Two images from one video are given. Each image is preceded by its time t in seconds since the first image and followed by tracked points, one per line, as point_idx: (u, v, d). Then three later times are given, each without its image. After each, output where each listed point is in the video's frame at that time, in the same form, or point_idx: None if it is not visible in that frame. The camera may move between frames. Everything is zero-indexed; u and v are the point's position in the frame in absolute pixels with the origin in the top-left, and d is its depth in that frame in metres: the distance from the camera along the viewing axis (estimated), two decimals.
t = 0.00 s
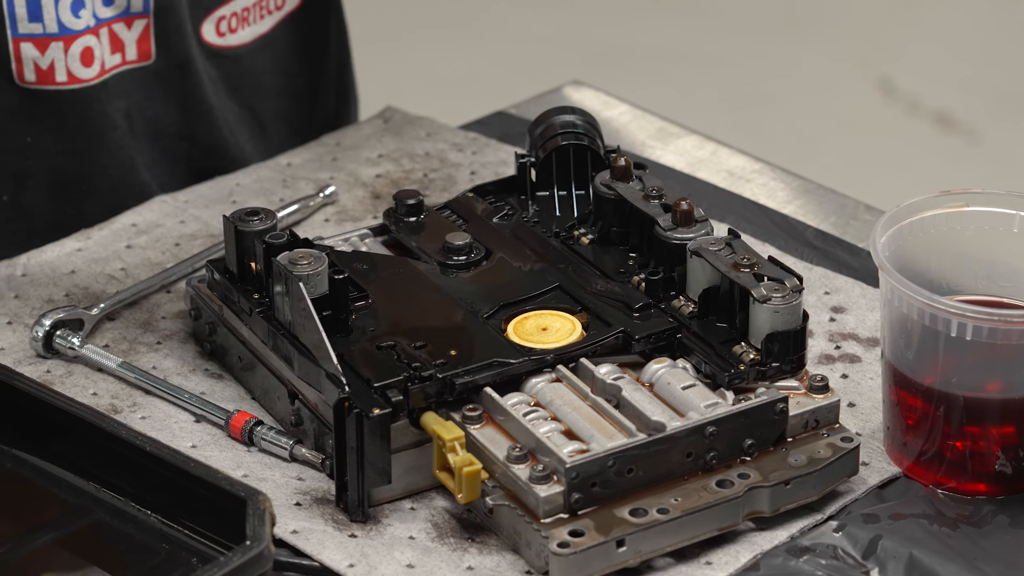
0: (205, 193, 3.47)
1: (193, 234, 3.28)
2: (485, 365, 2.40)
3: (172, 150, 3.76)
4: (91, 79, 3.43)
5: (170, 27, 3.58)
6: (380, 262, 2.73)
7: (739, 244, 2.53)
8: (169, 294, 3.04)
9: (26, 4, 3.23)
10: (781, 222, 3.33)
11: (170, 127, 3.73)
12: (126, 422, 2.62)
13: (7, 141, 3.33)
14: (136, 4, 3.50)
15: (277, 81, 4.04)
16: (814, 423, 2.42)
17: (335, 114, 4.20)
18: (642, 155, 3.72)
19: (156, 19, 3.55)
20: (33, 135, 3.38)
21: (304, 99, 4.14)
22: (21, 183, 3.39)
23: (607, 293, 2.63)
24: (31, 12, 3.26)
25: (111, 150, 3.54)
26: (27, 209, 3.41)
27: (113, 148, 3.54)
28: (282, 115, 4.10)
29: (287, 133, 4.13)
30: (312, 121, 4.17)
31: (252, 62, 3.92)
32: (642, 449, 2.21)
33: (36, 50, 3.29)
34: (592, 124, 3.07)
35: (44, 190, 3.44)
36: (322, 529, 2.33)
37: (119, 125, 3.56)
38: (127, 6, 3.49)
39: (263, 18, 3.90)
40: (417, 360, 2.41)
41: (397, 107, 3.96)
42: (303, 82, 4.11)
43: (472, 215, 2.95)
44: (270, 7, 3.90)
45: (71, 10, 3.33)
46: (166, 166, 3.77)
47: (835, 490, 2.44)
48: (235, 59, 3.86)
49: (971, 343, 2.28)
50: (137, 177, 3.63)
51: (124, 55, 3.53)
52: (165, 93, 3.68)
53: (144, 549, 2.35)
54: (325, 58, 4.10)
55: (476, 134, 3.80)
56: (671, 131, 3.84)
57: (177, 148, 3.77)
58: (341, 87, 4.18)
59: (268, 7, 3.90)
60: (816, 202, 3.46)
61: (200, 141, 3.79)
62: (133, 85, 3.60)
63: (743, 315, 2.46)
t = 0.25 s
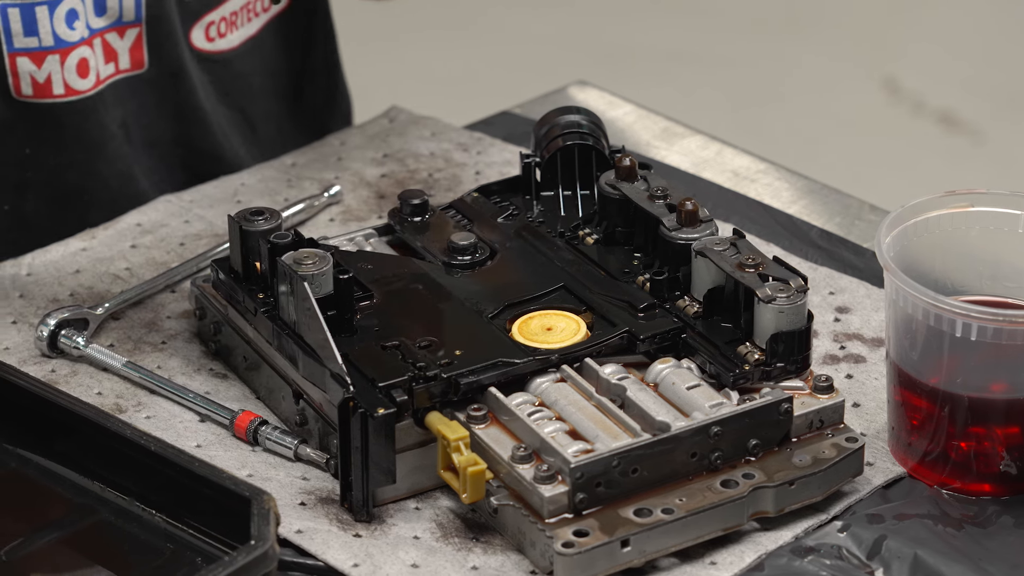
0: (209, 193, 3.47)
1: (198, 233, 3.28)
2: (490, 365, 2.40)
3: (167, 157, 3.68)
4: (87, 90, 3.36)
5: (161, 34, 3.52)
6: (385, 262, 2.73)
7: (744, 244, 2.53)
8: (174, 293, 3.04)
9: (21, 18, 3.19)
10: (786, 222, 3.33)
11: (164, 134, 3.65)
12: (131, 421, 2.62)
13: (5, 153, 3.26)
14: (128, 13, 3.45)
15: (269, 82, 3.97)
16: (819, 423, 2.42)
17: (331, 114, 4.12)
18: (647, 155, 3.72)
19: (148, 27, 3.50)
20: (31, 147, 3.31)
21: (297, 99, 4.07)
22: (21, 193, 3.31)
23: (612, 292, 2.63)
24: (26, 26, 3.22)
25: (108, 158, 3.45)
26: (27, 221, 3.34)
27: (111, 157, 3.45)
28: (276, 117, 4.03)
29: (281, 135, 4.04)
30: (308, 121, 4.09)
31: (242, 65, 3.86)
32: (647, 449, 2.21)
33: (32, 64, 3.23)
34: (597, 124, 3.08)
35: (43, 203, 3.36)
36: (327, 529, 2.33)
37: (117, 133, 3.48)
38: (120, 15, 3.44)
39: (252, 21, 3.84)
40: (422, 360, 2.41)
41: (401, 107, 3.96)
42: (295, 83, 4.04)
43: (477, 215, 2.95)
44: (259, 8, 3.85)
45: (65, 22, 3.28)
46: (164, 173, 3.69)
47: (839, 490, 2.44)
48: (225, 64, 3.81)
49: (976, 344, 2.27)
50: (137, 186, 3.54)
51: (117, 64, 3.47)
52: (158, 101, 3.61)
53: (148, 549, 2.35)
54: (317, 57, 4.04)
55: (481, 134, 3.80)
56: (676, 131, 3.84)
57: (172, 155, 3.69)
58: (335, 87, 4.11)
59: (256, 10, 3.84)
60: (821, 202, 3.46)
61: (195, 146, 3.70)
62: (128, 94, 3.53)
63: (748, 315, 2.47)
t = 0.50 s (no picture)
0: (213, 193, 3.47)
1: (201, 233, 3.28)
2: (493, 365, 2.40)
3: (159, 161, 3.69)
4: (81, 98, 3.37)
5: (153, 39, 3.52)
6: (388, 262, 2.73)
7: (747, 244, 2.53)
8: (177, 293, 3.04)
9: (15, 28, 3.20)
10: (789, 222, 3.34)
11: (157, 139, 3.66)
12: (134, 421, 2.62)
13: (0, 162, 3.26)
14: (121, 20, 3.45)
15: (262, 83, 3.98)
16: (822, 424, 2.41)
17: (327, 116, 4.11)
18: (650, 155, 3.72)
19: (141, 33, 3.50)
20: (26, 156, 3.31)
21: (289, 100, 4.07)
22: (16, 201, 3.32)
23: (615, 293, 2.63)
24: (20, 36, 3.22)
25: (102, 164, 3.46)
26: (22, 229, 3.35)
27: (106, 163, 3.46)
28: (268, 117, 4.04)
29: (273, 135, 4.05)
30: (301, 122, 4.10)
31: (236, 67, 3.86)
32: (651, 449, 2.21)
33: (27, 74, 3.23)
34: (601, 124, 3.07)
35: (39, 210, 3.37)
36: (331, 529, 2.33)
37: (111, 139, 3.49)
38: (112, 22, 3.43)
39: (244, 24, 3.85)
40: (426, 360, 2.41)
41: (404, 107, 3.96)
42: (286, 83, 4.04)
43: (480, 215, 2.95)
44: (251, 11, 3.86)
45: (59, 31, 3.28)
46: (156, 178, 3.70)
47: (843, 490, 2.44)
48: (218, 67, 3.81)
49: (979, 344, 2.27)
50: (131, 191, 3.54)
51: (110, 70, 3.47)
52: (150, 106, 3.61)
53: (151, 548, 2.35)
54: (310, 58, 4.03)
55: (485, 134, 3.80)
56: (679, 131, 3.84)
57: (165, 158, 3.70)
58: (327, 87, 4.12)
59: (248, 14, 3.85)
60: (824, 202, 3.46)
61: (189, 150, 3.71)
62: (121, 99, 3.53)
63: (751, 315, 2.47)
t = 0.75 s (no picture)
0: (216, 193, 3.47)
1: (204, 232, 3.29)
2: (496, 365, 2.40)
3: (161, 171, 3.69)
4: (82, 107, 3.37)
5: (155, 48, 3.53)
6: (391, 262, 2.73)
7: (751, 244, 2.53)
8: (181, 293, 3.04)
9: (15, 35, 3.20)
10: (793, 222, 3.34)
11: (158, 146, 3.66)
12: (137, 421, 2.62)
13: None
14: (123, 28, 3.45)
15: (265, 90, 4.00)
16: (825, 424, 2.41)
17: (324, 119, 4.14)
18: (653, 155, 3.72)
19: (143, 41, 3.50)
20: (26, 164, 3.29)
21: (289, 104, 4.09)
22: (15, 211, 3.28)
23: (618, 293, 2.63)
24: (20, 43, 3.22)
25: (102, 173, 3.46)
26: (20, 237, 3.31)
27: (106, 171, 3.46)
28: (269, 124, 4.05)
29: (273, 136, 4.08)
30: (300, 127, 4.12)
31: (238, 75, 3.87)
32: (654, 449, 2.21)
33: (26, 81, 3.24)
34: (604, 124, 3.08)
35: (36, 218, 3.34)
36: (334, 529, 2.33)
37: (110, 148, 3.50)
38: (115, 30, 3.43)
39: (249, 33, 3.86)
40: (428, 360, 2.41)
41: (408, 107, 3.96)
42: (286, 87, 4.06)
43: (483, 215, 2.95)
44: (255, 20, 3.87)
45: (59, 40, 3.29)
46: (157, 185, 3.70)
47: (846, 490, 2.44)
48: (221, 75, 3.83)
49: (982, 344, 2.27)
50: (131, 199, 3.54)
51: (112, 78, 3.47)
52: (152, 114, 3.62)
53: (155, 548, 2.35)
54: (313, 65, 4.06)
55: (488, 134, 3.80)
56: (683, 131, 3.84)
57: (165, 166, 3.70)
58: (328, 93, 4.14)
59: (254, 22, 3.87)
60: (828, 202, 3.46)
61: (189, 157, 3.71)
62: (123, 107, 3.54)
63: (754, 315, 2.46)
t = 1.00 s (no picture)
0: (217, 193, 3.47)
1: (206, 232, 3.29)
2: (498, 365, 2.40)
3: (127, 193, 3.80)
4: (42, 128, 3.52)
5: (116, 71, 3.61)
6: (392, 262, 2.73)
7: (752, 244, 2.53)
8: (182, 293, 3.04)
9: None
10: (794, 222, 3.34)
11: (117, 166, 3.76)
12: (139, 420, 2.63)
13: None
14: (89, 51, 3.57)
15: (241, 116, 4.02)
16: (826, 424, 2.41)
17: (313, 134, 4.13)
18: (655, 155, 3.72)
19: (107, 65, 3.60)
20: None
21: (267, 125, 4.09)
22: None
23: (619, 293, 2.63)
24: None
25: (58, 192, 3.61)
26: None
27: (60, 191, 3.61)
28: (247, 149, 4.07)
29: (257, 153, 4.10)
30: (283, 145, 4.12)
31: (210, 98, 3.91)
32: (655, 449, 2.20)
33: None
34: (605, 124, 3.08)
35: None
36: (335, 529, 2.33)
37: (70, 169, 3.63)
38: (82, 53, 3.56)
39: (224, 58, 3.90)
40: (430, 360, 2.41)
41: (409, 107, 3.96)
42: (268, 105, 4.07)
43: (484, 215, 2.95)
44: (232, 45, 3.90)
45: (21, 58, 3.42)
46: (119, 203, 3.79)
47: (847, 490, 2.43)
48: (191, 101, 3.88)
49: (984, 345, 2.26)
50: (87, 216, 3.66)
51: (77, 100, 3.59)
52: (113, 137, 3.71)
53: (155, 548, 2.36)
54: (292, 90, 4.06)
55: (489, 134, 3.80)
56: (685, 131, 3.84)
57: (126, 186, 3.80)
58: (312, 118, 4.11)
59: (230, 48, 3.91)
60: (830, 202, 3.45)
61: (146, 178, 3.79)
62: (86, 129, 3.64)
63: (756, 316, 2.46)
